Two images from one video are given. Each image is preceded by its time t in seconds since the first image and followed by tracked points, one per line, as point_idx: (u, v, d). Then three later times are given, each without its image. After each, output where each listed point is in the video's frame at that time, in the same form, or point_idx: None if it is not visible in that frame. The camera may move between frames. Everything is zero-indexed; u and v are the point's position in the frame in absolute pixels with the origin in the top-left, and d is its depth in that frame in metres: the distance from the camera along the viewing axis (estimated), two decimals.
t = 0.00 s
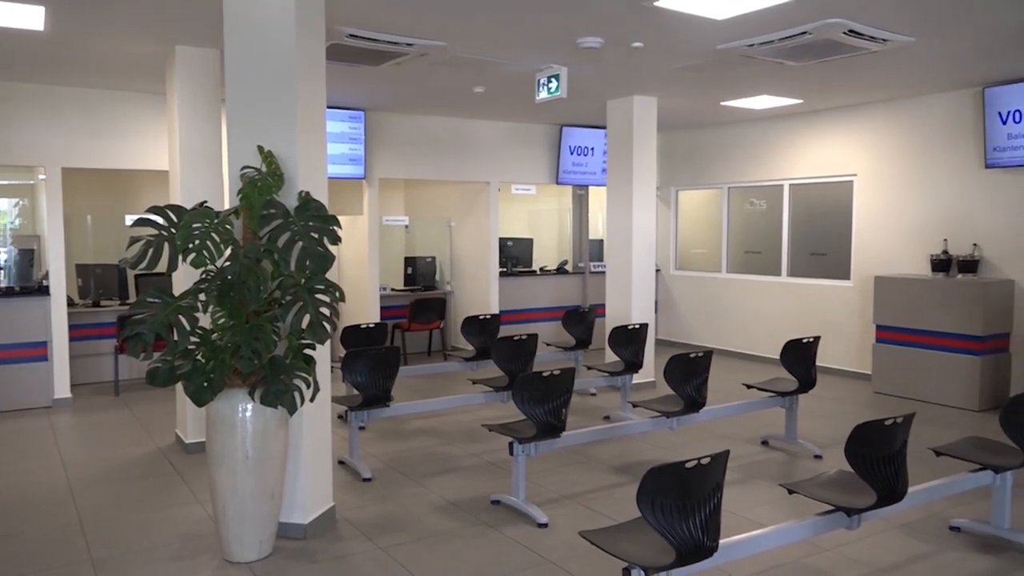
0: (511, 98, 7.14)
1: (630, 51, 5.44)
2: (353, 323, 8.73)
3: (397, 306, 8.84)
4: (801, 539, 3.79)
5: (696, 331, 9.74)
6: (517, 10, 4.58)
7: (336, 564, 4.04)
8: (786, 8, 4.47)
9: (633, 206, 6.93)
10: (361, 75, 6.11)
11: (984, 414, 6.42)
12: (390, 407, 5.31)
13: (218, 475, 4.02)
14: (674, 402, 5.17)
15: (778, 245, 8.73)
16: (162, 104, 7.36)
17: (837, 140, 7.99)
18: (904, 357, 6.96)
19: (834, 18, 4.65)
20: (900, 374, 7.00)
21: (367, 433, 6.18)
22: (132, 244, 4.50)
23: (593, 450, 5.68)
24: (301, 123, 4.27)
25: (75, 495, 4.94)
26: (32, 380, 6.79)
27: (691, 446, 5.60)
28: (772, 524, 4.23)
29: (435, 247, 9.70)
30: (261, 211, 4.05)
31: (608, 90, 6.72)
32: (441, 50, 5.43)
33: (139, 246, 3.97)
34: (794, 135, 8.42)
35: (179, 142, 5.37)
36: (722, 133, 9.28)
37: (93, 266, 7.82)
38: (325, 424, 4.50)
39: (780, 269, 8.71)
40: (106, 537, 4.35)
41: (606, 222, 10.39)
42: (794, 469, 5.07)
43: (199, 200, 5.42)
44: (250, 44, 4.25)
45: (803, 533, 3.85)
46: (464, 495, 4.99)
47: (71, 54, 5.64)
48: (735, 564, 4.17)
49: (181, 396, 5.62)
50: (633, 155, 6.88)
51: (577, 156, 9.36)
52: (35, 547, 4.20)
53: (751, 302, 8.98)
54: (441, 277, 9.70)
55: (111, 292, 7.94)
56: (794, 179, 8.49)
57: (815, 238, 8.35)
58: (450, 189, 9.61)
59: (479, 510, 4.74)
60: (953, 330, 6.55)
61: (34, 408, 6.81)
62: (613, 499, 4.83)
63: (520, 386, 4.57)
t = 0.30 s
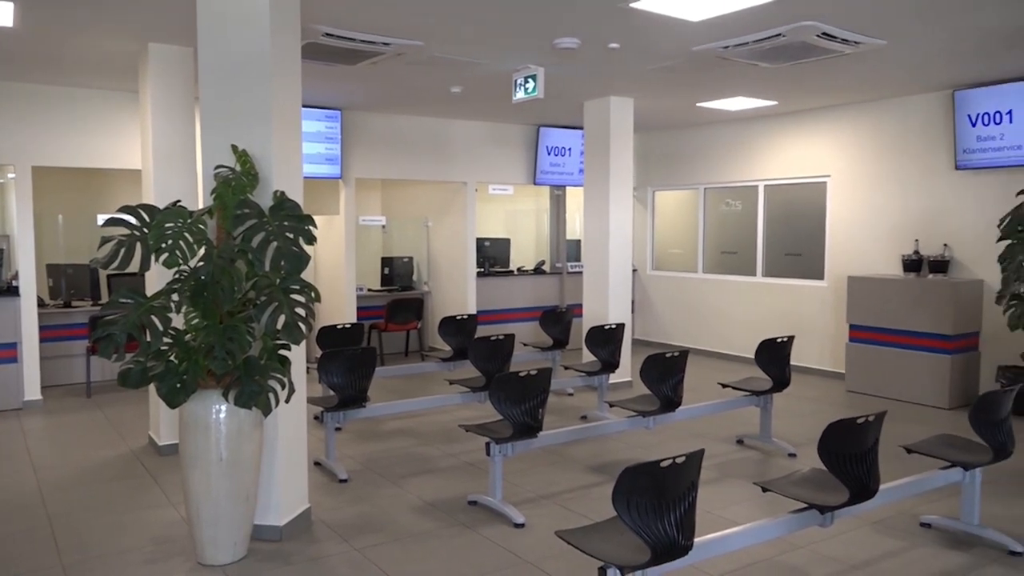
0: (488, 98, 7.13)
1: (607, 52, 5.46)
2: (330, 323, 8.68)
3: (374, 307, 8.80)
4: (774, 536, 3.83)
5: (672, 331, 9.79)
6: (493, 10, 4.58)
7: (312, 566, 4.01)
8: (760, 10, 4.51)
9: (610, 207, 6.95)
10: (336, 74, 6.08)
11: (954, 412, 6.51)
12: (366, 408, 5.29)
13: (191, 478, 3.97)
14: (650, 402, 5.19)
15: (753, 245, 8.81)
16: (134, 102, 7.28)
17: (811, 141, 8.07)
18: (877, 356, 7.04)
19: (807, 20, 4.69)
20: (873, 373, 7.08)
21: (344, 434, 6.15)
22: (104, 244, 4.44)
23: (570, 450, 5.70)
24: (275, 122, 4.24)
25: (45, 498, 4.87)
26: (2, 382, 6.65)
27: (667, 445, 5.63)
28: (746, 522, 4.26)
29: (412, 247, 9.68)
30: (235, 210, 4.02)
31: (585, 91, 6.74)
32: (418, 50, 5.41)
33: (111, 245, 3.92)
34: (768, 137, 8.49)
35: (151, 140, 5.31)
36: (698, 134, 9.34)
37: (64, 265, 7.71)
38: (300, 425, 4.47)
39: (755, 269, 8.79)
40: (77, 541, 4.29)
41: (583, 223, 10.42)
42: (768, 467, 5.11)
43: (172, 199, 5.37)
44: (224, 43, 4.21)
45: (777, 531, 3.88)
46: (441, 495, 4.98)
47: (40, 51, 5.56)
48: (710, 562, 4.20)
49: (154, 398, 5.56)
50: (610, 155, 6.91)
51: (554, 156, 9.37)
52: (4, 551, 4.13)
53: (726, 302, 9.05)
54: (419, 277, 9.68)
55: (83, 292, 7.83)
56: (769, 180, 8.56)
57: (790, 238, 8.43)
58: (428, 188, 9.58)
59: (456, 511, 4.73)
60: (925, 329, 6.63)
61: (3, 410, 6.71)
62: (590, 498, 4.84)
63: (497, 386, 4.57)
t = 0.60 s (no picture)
0: (464, 97, 7.12)
1: (582, 51, 5.48)
2: (305, 323, 8.63)
3: (351, 306, 8.76)
4: (749, 532, 3.86)
5: (648, 329, 9.84)
6: (466, 9, 4.58)
7: (288, 568, 3.99)
8: (734, 10, 4.53)
9: (586, 206, 6.97)
10: (310, 73, 6.04)
11: (925, 407, 6.61)
12: (342, 408, 5.26)
13: (164, 481, 3.93)
14: (627, 399, 5.22)
15: (727, 244, 8.87)
16: (104, 100, 7.19)
17: (785, 141, 8.14)
18: (850, 353, 7.13)
19: (779, 20, 4.73)
20: (846, 369, 7.17)
21: (320, 434, 6.11)
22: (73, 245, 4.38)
23: (547, 448, 5.71)
24: (248, 121, 4.20)
25: (14, 503, 4.80)
26: None
27: (643, 443, 5.67)
28: (721, 518, 4.30)
29: (388, 247, 9.65)
30: (207, 210, 3.97)
31: (560, 90, 6.75)
32: (392, 48, 5.39)
33: (80, 246, 3.86)
34: (742, 136, 8.57)
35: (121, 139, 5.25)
36: (673, 133, 9.39)
37: (34, 266, 7.59)
38: (275, 426, 4.43)
39: (729, 267, 8.85)
40: (48, 546, 4.23)
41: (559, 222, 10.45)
42: (743, 463, 5.16)
43: (143, 198, 5.31)
44: (195, 41, 4.17)
45: (751, 526, 3.91)
46: (418, 495, 4.97)
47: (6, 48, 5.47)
48: (685, 559, 4.23)
49: (126, 399, 5.50)
50: (585, 154, 6.92)
51: (530, 155, 9.38)
52: None
53: (702, 300, 9.11)
54: (395, 277, 9.66)
55: (52, 293, 7.73)
56: (743, 179, 8.63)
57: (764, 237, 8.50)
58: (404, 187, 9.56)
59: (433, 510, 4.72)
60: (897, 326, 6.72)
61: None
62: (567, 496, 4.86)
63: (474, 385, 4.57)
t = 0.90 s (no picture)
0: (437, 94, 7.10)
1: (554, 49, 5.48)
2: (278, 323, 8.56)
3: (324, 305, 8.71)
4: (721, 526, 3.88)
5: (622, 326, 9.89)
6: (437, 7, 4.57)
7: (260, 569, 3.95)
8: (706, 8, 4.56)
9: (559, 203, 6.99)
10: (281, 69, 5.98)
11: (894, 401, 6.71)
12: (315, 407, 5.23)
13: (134, 482, 3.88)
14: (600, 396, 5.24)
15: (700, 241, 8.94)
16: (71, 96, 7.07)
17: (756, 139, 8.22)
18: (820, 348, 7.22)
19: (749, 19, 4.77)
20: (817, 364, 7.26)
21: (292, 434, 6.07)
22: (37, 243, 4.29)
23: (521, 446, 5.72)
24: (217, 118, 4.15)
25: None
26: None
27: (617, 439, 5.69)
28: (694, 513, 4.33)
29: (361, 245, 9.60)
30: (176, 208, 3.92)
31: (533, 88, 6.75)
32: (363, 45, 5.36)
33: (46, 245, 3.79)
34: (714, 133, 8.63)
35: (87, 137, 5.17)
36: (646, 131, 9.44)
37: None
38: (246, 426, 4.38)
39: (702, 264, 8.92)
40: (14, 550, 4.15)
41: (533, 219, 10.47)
42: (716, 459, 5.20)
43: (110, 196, 5.24)
44: (162, 37, 4.11)
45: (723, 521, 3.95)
46: (392, 494, 4.95)
47: None
48: (659, 554, 4.25)
49: (95, 401, 5.42)
50: (559, 152, 6.94)
51: (504, 153, 9.37)
52: None
53: (675, 297, 9.17)
54: (369, 275, 9.62)
55: (18, 293, 7.59)
56: (715, 176, 8.70)
57: (736, 234, 8.58)
58: (377, 185, 9.51)
59: (407, 509, 4.71)
60: (866, 321, 6.81)
61: None
62: (541, 493, 4.87)
63: (447, 383, 4.56)
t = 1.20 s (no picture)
0: (412, 94, 7.08)
1: (529, 49, 5.49)
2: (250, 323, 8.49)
3: (298, 305, 8.65)
4: (694, 525, 3.91)
5: (598, 326, 9.93)
6: (410, 6, 4.55)
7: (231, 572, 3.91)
8: (680, 11, 4.59)
9: (534, 203, 7.00)
10: (255, 67, 5.93)
11: (864, 399, 6.80)
12: (288, 408, 5.19)
13: (103, 485, 3.82)
14: (575, 396, 5.25)
15: (674, 242, 8.99)
16: (39, 94, 6.96)
17: (730, 140, 8.29)
18: (792, 348, 7.30)
19: (722, 21, 4.81)
20: (789, 364, 7.34)
21: (265, 436, 6.02)
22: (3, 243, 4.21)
23: (496, 446, 5.72)
24: (188, 117, 4.10)
25: None
26: None
27: (591, 439, 5.71)
28: (667, 512, 4.36)
29: (336, 245, 9.54)
30: (146, 207, 3.87)
31: (508, 88, 6.75)
32: (337, 44, 5.32)
33: (12, 244, 3.72)
34: (688, 134, 8.69)
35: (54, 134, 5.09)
36: (621, 132, 9.48)
37: None
38: (218, 427, 4.34)
39: (676, 264, 8.97)
40: None
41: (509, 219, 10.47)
42: (689, 458, 5.24)
43: (78, 195, 5.16)
44: (132, 34, 4.05)
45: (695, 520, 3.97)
46: (366, 495, 4.93)
47: None
48: (633, 553, 4.28)
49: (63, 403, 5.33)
50: (534, 152, 6.95)
51: (479, 153, 9.36)
52: None
53: (650, 297, 9.22)
54: (343, 275, 9.57)
55: None
56: (689, 177, 8.76)
57: (709, 234, 8.64)
58: (352, 185, 9.47)
59: (381, 510, 4.69)
60: (837, 321, 6.90)
61: None
62: (516, 493, 4.87)
63: (421, 383, 4.54)
